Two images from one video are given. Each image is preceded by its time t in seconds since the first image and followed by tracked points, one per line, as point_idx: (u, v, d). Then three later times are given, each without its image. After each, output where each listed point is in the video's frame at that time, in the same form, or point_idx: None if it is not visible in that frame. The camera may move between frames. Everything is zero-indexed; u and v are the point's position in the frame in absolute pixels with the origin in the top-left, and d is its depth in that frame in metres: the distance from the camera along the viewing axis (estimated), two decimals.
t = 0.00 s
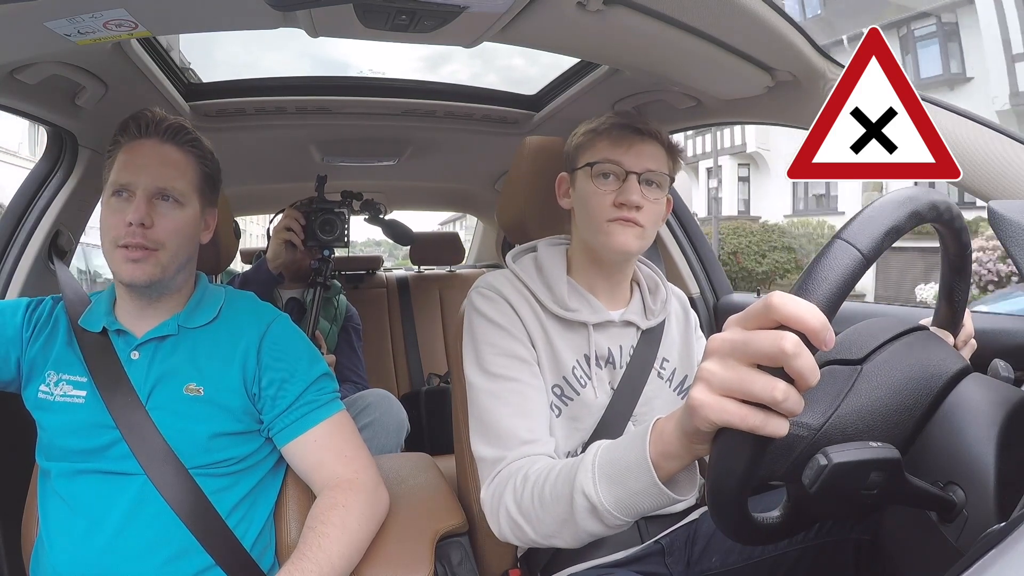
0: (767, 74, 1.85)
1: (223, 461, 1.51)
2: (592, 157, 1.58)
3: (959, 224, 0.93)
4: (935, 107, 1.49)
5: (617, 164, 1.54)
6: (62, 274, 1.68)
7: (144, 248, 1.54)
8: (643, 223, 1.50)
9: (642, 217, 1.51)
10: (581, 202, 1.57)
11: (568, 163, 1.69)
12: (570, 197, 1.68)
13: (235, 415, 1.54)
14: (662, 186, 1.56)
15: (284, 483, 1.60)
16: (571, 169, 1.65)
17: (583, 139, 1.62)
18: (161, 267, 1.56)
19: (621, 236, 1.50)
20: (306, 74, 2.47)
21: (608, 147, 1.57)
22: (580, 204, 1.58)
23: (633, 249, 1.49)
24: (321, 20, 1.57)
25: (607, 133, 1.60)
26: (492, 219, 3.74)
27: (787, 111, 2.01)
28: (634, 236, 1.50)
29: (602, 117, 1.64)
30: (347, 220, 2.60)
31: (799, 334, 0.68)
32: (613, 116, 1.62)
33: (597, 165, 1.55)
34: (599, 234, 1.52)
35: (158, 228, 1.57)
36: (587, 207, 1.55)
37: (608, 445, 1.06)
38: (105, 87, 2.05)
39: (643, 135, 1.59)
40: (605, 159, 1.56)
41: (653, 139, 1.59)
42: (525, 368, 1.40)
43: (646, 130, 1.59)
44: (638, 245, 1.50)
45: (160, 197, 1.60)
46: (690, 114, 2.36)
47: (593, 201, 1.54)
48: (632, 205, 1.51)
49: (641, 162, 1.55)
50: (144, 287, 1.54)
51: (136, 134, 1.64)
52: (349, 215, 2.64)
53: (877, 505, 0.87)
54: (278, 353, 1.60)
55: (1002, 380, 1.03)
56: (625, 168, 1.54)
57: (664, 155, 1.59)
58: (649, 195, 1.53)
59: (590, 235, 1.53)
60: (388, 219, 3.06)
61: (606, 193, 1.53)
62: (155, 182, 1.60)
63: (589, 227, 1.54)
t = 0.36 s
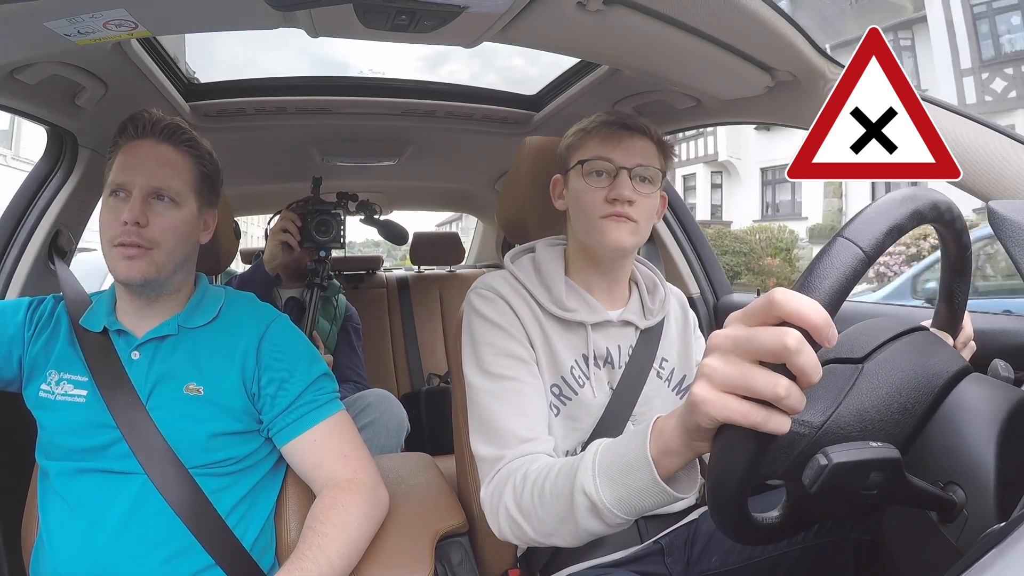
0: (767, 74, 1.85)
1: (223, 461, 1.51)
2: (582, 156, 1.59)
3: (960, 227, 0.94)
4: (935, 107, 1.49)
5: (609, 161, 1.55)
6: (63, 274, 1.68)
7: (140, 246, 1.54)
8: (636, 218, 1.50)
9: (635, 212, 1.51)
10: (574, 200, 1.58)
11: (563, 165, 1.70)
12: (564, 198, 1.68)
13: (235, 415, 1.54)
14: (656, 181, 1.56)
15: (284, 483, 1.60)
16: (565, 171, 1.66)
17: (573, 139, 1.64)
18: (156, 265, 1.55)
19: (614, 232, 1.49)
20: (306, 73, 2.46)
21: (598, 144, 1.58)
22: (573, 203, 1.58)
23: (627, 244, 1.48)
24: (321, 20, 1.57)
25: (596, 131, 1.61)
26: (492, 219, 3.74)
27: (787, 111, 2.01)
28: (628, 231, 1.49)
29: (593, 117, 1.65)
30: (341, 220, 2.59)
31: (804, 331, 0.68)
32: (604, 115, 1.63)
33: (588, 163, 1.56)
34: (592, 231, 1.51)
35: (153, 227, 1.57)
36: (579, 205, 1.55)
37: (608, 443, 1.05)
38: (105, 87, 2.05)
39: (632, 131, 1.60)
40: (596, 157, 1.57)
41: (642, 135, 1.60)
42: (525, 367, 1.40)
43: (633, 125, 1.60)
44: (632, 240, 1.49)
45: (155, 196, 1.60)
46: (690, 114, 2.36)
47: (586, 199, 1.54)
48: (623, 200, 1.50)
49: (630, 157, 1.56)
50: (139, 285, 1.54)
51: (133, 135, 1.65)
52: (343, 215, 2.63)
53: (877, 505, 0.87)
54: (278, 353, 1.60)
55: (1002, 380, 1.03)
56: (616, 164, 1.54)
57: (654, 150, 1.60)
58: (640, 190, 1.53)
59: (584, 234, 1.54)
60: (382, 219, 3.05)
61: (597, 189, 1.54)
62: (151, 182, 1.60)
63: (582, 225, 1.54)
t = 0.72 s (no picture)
0: (767, 74, 1.85)
1: (223, 460, 1.51)
2: (580, 155, 1.59)
3: (961, 229, 0.94)
4: (935, 107, 1.48)
5: (607, 159, 1.55)
6: (64, 272, 1.68)
7: (139, 246, 1.54)
8: (636, 215, 1.50)
9: (634, 209, 1.51)
10: (573, 198, 1.58)
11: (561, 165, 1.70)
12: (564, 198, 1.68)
13: (235, 415, 1.54)
14: (654, 178, 1.56)
15: (284, 483, 1.60)
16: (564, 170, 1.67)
17: (571, 138, 1.63)
18: (155, 267, 1.55)
19: (613, 230, 1.49)
20: (305, 74, 2.46)
21: (595, 143, 1.58)
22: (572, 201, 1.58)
23: (626, 241, 1.49)
24: (321, 20, 1.57)
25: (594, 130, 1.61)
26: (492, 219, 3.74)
27: (787, 111, 2.01)
28: (627, 228, 1.49)
29: (591, 115, 1.65)
30: (344, 221, 2.59)
31: (811, 315, 0.68)
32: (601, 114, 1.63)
33: (587, 161, 1.55)
34: (592, 229, 1.51)
35: (154, 228, 1.56)
36: (578, 203, 1.55)
37: (610, 439, 1.05)
38: (105, 87, 2.05)
39: (630, 129, 1.60)
40: (594, 155, 1.57)
41: (640, 133, 1.60)
42: (525, 365, 1.40)
43: (630, 123, 1.60)
44: (632, 238, 1.50)
45: (159, 197, 1.59)
46: (690, 114, 2.36)
47: (585, 197, 1.54)
48: (621, 198, 1.51)
49: (628, 155, 1.56)
50: (138, 285, 1.54)
51: (145, 134, 1.65)
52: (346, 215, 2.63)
53: (877, 505, 0.87)
54: (279, 352, 1.60)
55: (1002, 380, 1.03)
56: (615, 162, 1.55)
57: (652, 148, 1.60)
58: (639, 187, 1.53)
59: (583, 233, 1.54)
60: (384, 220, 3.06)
61: (595, 187, 1.54)
62: (156, 182, 1.59)
63: (581, 224, 1.54)
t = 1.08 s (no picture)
0: (767, 74, 1.85)
1: (223, 461, 1.51)
2: (572, 155, 1.59)
3: (961, 229, 0.94)
4: (935, 107, 1.48)
5: (599, 159, 1.54)
6: (63, 273, 1.68)
7: (129, 250, 1.54)
8: (628, 214, 1.50)
9: (627, 208, 1.50)
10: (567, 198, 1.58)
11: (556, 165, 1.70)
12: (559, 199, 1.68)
13: (235, 415, 1.54)
14: (648, 176, 1.55)
15: (284, 483, 1.60)
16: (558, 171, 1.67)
17: (565, 139, 1.64)
18: (146, 270, 1.55)
19: (607, 230, 1.49)
20: (305, 73, 2.46)
21: (587, 142, 1.58)
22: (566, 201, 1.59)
23: (620, 240, 1.49)
24: (321, 20, 1.57)
25: (585, 130, 1.61)
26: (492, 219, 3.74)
27: (787, 111, 2.01)
28: (621, 228, 1.50)
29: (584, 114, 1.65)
30: (343, 220, 2.59)
31: (816, 310, 0.69)
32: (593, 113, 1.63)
33: (579, 161, 1.55)
34: (586, 229, 1.52)
35: (144, 232, 1.56)
36: (572, 204, 1.56)
37: (610, 438, 1.05)
38: (105, 87, 2.05)
39: (622, 127, 1.60)
40: (586, 155, 1.56)
41: (632, 130, 1.60)
42: (525, 365, 1.40)
43: (622, 122, 1.60)
44: (626, 237, 1.50)
45: (149, 200, 1.59)
46: (690, 114, 2.36)
47: (578, 197, 1.54)
48: (614, 197, 1.50)
49: (621, 153, 1.56)
50: (129, 289, 1.54)
51: (135, 135, 1.65)
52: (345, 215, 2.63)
53: (877, 505, 0.87)
54: (278, 353, 1.60)
55: (1001, 380, 1.03)
56: (607, 161, 1.54)
57: (646, 145, 1.59)
58: (632, 185, 1.53)
59: (578, 234, 1.54)
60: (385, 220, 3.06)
61: (588, 187, 1.54)
62: (146, 186, 1.59)
63: (576, 225, 1.54)
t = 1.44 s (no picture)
0: (767, 74, 1.84)
1: (223, 461, 1.51)
2: (567, 155, 1.59)
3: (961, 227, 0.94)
4: (936, 107, 1.47)
5: (594, 157, 1.55)
6: (64, 273, 1.68)
7: (150, 248, 1.55)
8: (624, 211, 1.50)
9: (623, 205, 1.51)
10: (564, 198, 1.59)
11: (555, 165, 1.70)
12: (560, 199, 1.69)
13: (235, 415, 1.54)
14: (643, 173, 1.55)
15: (284, 483, 1.60)
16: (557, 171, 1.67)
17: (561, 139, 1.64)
18: (165, 269, 1.56)
19: (602, 228, 1.50)
20: (305, 73, 2.47)
21: (581, 141, 1.58)
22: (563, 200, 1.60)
23: (615, 239, 1.49)
24: (321, 20, 1.57)
25: (580, 129, 1.61)
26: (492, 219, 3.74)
27: (787, 111, 2.01)
28: (616, 226, 1.50)
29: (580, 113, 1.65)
30: (348, 221, 2.60)
31: (827, 294, 0.69)
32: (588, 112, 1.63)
33: (574, 160, 1.56)
34: (582, 228, 1.53)
35: (164, 231, 1.57)
36: (568, 203, 1.57)
37: (612, 431, 1.05)
38: (105, 87, 2.05)
39: (617, 125, 1.59)
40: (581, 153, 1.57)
41: (628, 128, 1.59)
42: (525, 364, 1.40)
43: (617, 119, 1.60)
44: (621, 235, 1.50)
45: (171, 199, 1.60)
46: (690, 114, 2.36)
47: (574, 196, 1.55)
48: (609, 195, 1.51)
49: (616, 152, 1.55)
50: (147, 286, 1.54)
51: (150, 134, 1.64)
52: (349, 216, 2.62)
53: (876, 505, 0.87)
54: (279, 352, 1.60)
55: (1002, 380, 1.02)
56: (601, 159, 1.54)
57: (642, 143, 1.59)
58: (627, 184, 1.53)
59: (575, 233, 1.55)
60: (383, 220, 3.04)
61: (583, 185, 1.54)
62: (166, 185, 1.60)
63: (573, 223, 1.55)
